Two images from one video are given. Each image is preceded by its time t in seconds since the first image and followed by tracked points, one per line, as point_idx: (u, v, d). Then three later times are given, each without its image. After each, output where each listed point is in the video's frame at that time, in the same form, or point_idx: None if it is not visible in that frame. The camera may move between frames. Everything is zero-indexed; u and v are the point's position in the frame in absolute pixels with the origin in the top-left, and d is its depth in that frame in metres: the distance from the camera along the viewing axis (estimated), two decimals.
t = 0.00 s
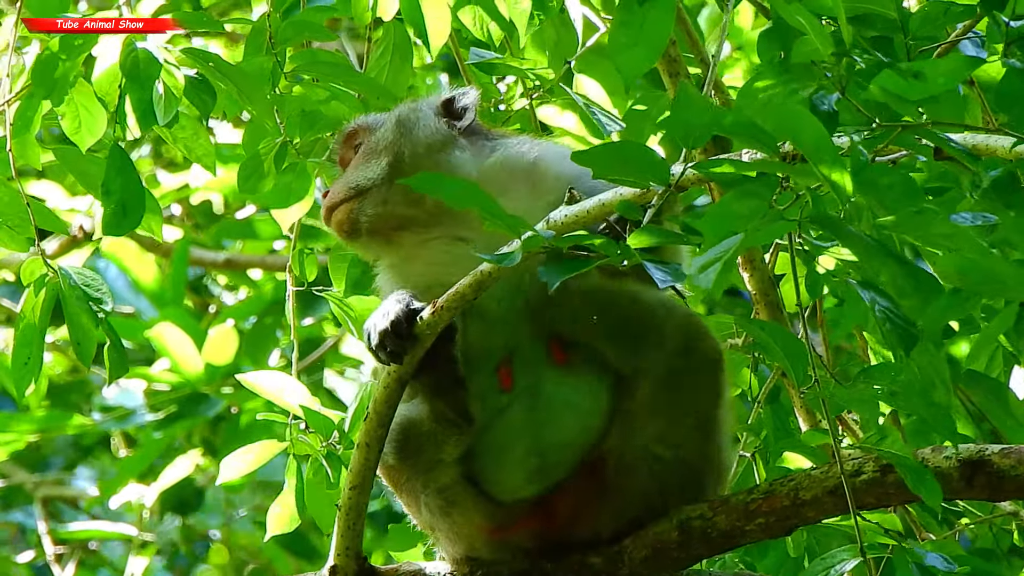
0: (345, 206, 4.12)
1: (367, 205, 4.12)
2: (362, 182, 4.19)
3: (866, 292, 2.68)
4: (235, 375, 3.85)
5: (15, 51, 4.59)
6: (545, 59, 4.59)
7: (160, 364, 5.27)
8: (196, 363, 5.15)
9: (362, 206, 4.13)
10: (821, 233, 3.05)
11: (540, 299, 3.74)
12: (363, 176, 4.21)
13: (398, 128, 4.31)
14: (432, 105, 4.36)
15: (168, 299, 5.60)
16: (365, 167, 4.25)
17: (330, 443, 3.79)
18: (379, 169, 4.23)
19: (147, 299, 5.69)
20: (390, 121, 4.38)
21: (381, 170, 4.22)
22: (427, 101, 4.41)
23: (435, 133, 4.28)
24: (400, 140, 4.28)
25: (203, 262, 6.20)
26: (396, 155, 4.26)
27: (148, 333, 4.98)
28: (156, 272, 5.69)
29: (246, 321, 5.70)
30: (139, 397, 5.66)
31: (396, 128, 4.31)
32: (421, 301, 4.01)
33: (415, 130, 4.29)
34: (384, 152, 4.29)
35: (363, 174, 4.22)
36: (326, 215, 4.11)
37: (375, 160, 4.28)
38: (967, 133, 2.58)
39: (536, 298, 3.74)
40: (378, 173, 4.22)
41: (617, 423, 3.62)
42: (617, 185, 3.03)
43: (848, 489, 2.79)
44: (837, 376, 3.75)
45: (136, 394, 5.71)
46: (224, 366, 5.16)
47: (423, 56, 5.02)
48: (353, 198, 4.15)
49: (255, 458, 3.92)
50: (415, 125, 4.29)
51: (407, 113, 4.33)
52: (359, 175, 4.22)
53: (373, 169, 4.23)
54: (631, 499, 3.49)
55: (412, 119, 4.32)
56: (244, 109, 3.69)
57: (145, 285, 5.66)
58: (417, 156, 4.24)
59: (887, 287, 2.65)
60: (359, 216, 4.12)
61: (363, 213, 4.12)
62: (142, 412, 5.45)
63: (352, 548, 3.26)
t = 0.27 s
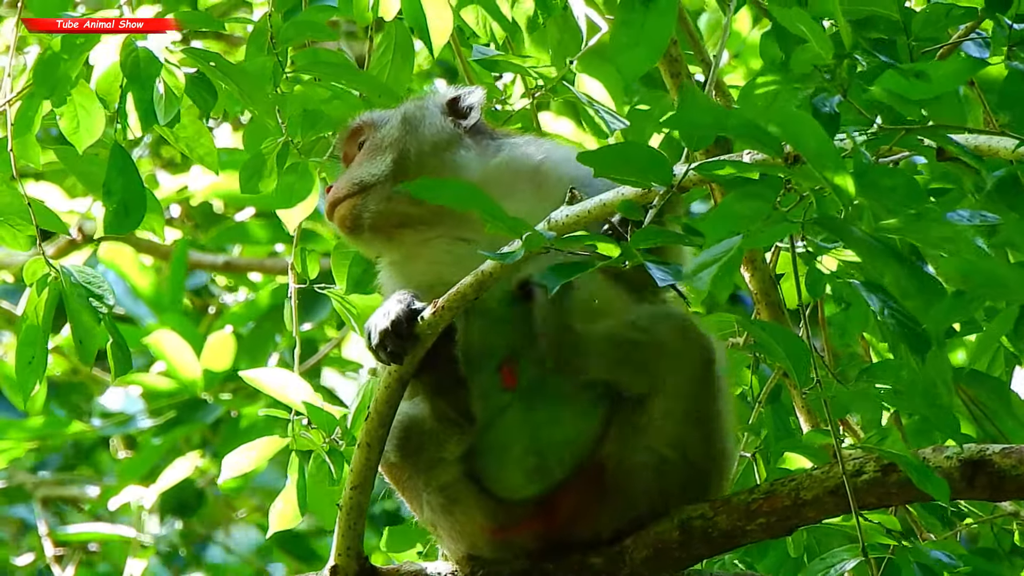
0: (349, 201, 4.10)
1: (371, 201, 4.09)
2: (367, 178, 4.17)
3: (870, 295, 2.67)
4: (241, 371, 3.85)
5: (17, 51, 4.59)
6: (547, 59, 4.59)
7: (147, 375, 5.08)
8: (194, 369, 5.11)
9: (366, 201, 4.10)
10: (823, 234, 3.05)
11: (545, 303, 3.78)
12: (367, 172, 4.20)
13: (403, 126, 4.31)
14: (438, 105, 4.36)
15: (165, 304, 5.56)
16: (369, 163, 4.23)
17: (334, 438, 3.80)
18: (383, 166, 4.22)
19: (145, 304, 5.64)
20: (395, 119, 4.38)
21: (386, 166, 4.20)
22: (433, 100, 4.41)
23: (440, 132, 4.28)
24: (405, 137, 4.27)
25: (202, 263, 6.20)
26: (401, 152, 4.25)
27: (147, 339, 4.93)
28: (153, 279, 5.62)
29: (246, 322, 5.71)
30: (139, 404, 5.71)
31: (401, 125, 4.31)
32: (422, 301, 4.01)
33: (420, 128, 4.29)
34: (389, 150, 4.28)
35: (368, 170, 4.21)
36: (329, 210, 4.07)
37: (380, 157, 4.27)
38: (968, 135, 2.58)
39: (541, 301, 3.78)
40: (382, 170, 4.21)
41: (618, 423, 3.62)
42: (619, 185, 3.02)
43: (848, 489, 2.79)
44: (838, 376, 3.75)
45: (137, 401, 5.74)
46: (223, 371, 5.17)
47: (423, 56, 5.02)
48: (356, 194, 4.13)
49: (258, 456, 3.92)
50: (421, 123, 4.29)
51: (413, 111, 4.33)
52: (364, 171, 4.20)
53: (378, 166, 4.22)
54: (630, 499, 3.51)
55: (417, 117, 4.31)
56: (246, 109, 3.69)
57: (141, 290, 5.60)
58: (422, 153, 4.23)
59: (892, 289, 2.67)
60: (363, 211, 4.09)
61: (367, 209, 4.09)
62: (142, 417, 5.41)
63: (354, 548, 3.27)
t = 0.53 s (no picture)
0: (351, 200, 4.10)
1: (374, 200, 4.09)
2: (371, 177, 4.17)
3: (867, 293, 2.70)
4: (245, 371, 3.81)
5: (18, 51, 4.59)
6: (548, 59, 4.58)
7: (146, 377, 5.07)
8: (194, 372, 5.11)
9: (369, 200, 4.10)
10: (824, 234, 3.05)
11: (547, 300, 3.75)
12: (371, 171, 4.20)
13: (408, 126, 4.32)
14: (443, 105, 4.37)
15: (165, 305, 5.59)
16: (374, 163, 4.24)
17: (340, 434, 3.78)
18: (387, 165, 4.22)
19: (145, 304, 5.68)
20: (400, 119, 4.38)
21: (389, 166, 4.21)
22: (438, 100, 4.42)
23: (445, 132, 4.28)
24: (410, 137, 4.28)
25: (202, 263, 6.20)
26: (405, 152, 4.26)
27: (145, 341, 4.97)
28: (154, 282, 5.67)
29: (245, 322, 5.70)
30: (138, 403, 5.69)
31: (406, 125, 4.32)
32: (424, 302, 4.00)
33: (425, 128, 4.29)
34: (393, 149, 4.29)
35: (372, 169, 4.21)
36: (331, 208, 4.07)
37: (384, 157, 4.28)
38: (969, 135, 2.57)
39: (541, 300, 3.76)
40: (386, 170, 4.21)
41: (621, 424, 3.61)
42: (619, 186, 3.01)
43: (849, 490, 2.78)
44: (839, 375, 3.75)
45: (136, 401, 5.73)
46: (221, 372, 5.19)
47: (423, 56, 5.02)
48: (359, 193, 4.13)
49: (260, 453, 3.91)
50: (425, 123, 4.30)
51: (418, 111, 4.34)
52: (367, 170, 4.21)
53: (382, 165, 4.22)
54: (634, 501, 3.51)
55: (422, 117, 4.32)
56: (247, 109, 3.68)
57: (142, 293, 5.64)
58: (426, 153, 4.23)
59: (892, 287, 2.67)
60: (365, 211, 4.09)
61: (369, 208, 4.09)
62: (142, 419, 5.33)
63: (354, 549, 3.26)
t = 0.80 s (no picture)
0: (355, 197, 4.09)
1: (378, 198, 4.09)
2: (375, 174, 4.16)
3: (869, 294, 2.64)
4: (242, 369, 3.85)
5: (18, 49, 4.60)
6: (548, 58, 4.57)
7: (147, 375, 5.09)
8: (196, 369, 5.12)
9: (373, 198, 4.10)
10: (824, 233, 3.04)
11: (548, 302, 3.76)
12: (375, 169, 4.20)
13: (413, 124, 4.31)
14: (449, 103, 4.36)
15: (167, 303, 5.54)
16: (378, 160, 4.23)
17: (339, 434, 3.78)
18: (392, 163, 4.22)
19: (146, 303, 5.67)
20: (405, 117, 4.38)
21: (394, 164, 4.21)
22: (444, 98, 4.41)
23: (450, 130, 4.28)
24: (415, 135, 4.27)
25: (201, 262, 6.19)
26: (410, 150, 4.25)
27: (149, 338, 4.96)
28: (156, 279, 5.57)
29: (245, 321, 5.69)
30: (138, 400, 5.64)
31: (411, 123, 4.31)
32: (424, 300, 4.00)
33: (430, 127, 4.29)
34: (398, 147, 4.28)
35: (377, 167, 4.21)
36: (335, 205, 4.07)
37: (389, 154, 4.27)
38: (970, 134, 2.57)
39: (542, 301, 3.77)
40: (390, 168, 4.21)
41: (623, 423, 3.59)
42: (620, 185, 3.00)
43: (849, 489, 2.78)
44: (839, 374, 3.75)
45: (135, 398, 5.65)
46: (225, 370, 5.13)
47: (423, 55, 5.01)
48: (363, 191, 4.12)
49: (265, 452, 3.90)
50: (431, 121, 4.29)
51: (423, 109, 4.34)
52: (372, 168, 4.20)
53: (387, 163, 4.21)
54: (634, 501, 3.48)
55: (427, 115, 4.32)
56: (248, 108, 3.67)
57: (143, 290, 5.54)
58: (431, 151, 4.23)
59: (891, 288, 2.63)
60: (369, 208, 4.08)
61: (373, 206, 4.09)
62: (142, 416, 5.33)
63: (355, 548, 3.26)
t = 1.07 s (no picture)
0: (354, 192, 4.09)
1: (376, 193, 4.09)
2: (374, 169, 4.16)
3: (863, 293, 2.64)
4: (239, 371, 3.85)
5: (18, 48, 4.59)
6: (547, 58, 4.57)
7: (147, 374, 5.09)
8: (191, 364, 4.98)
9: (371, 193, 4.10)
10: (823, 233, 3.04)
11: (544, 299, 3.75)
12: (375, 163, 4.19)
13: (414, 119, 4.30)
14: (452, 99, 4.35)
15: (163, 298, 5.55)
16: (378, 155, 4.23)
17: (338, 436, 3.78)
18: (391, 158, 4.21)
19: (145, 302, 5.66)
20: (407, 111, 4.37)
21: (394, 159, 4.20)
22: (447, 94, 4.40)
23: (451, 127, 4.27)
24: (415, 130, 4.26)
25: (200, 261, 6.19)
26: (410, 145, 4.24)
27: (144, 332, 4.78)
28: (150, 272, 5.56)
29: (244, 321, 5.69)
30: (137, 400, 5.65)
31: (413, 118, 4.30)
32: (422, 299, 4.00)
33: (431, 122, 4.28)
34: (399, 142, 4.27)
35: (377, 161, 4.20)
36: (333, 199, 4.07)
37: (390, 149, 4.26)
38: (969, 134, 2.56)
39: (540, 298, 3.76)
40: (390, 162, 4.20)
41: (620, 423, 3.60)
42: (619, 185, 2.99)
43: (848, 489, 2.78)
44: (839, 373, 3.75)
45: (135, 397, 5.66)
46: (219, 366, 5.14)
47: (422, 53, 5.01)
48: (362, 185, 4.13)
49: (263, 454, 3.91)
50: (432, 117, 4.28)
51: (425, 104, 4.32)
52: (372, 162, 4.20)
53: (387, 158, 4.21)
54: (631, 501, 3.50)
55: (429, 110, 4.30)
56: (248, 109, 3.67)
57: (139, 283, 5.53)
58: (431, 147, 4.22)
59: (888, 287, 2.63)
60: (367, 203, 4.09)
61: (371, 201, 4.09)
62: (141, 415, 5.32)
63: (355, 548, 3.26)
